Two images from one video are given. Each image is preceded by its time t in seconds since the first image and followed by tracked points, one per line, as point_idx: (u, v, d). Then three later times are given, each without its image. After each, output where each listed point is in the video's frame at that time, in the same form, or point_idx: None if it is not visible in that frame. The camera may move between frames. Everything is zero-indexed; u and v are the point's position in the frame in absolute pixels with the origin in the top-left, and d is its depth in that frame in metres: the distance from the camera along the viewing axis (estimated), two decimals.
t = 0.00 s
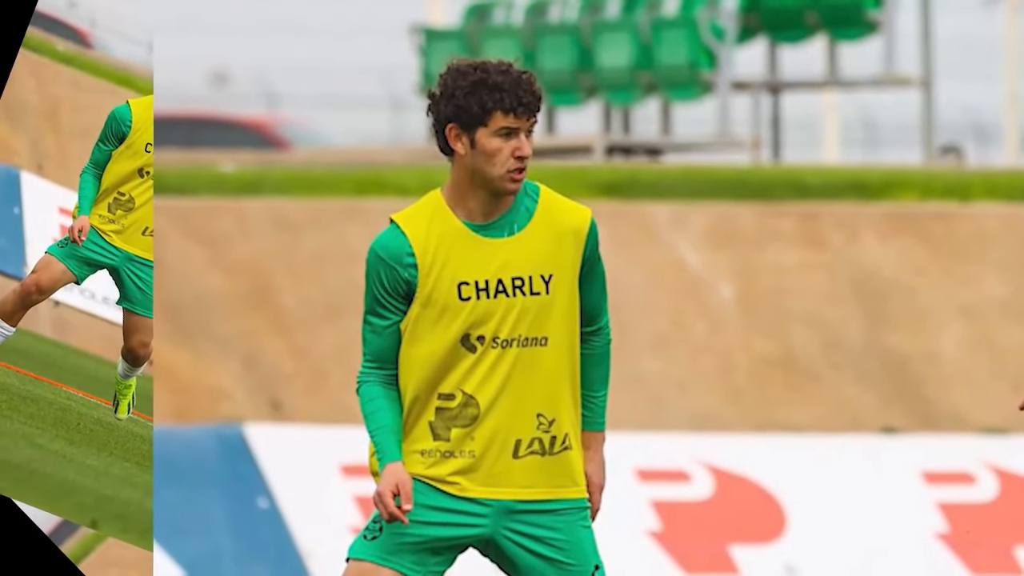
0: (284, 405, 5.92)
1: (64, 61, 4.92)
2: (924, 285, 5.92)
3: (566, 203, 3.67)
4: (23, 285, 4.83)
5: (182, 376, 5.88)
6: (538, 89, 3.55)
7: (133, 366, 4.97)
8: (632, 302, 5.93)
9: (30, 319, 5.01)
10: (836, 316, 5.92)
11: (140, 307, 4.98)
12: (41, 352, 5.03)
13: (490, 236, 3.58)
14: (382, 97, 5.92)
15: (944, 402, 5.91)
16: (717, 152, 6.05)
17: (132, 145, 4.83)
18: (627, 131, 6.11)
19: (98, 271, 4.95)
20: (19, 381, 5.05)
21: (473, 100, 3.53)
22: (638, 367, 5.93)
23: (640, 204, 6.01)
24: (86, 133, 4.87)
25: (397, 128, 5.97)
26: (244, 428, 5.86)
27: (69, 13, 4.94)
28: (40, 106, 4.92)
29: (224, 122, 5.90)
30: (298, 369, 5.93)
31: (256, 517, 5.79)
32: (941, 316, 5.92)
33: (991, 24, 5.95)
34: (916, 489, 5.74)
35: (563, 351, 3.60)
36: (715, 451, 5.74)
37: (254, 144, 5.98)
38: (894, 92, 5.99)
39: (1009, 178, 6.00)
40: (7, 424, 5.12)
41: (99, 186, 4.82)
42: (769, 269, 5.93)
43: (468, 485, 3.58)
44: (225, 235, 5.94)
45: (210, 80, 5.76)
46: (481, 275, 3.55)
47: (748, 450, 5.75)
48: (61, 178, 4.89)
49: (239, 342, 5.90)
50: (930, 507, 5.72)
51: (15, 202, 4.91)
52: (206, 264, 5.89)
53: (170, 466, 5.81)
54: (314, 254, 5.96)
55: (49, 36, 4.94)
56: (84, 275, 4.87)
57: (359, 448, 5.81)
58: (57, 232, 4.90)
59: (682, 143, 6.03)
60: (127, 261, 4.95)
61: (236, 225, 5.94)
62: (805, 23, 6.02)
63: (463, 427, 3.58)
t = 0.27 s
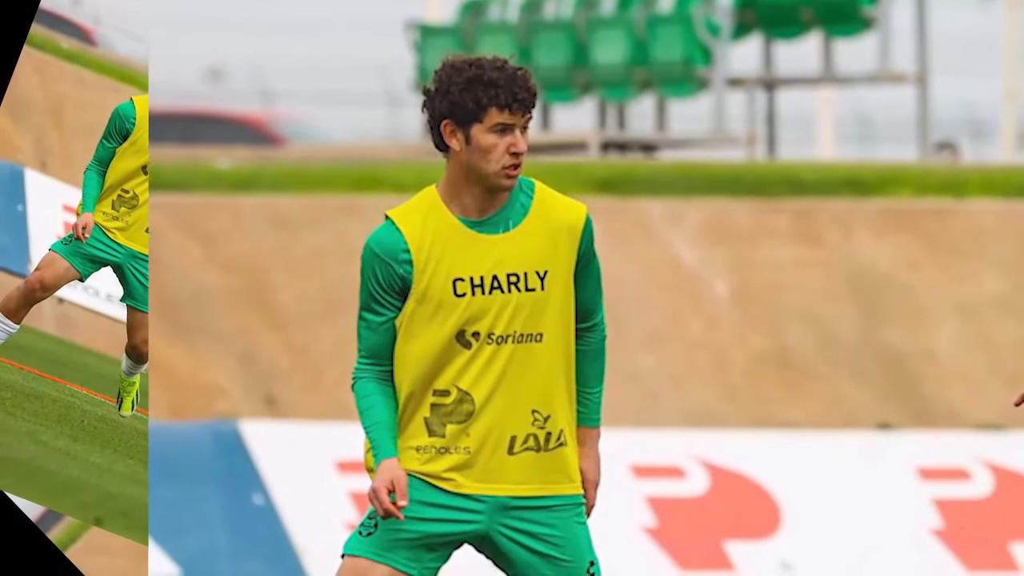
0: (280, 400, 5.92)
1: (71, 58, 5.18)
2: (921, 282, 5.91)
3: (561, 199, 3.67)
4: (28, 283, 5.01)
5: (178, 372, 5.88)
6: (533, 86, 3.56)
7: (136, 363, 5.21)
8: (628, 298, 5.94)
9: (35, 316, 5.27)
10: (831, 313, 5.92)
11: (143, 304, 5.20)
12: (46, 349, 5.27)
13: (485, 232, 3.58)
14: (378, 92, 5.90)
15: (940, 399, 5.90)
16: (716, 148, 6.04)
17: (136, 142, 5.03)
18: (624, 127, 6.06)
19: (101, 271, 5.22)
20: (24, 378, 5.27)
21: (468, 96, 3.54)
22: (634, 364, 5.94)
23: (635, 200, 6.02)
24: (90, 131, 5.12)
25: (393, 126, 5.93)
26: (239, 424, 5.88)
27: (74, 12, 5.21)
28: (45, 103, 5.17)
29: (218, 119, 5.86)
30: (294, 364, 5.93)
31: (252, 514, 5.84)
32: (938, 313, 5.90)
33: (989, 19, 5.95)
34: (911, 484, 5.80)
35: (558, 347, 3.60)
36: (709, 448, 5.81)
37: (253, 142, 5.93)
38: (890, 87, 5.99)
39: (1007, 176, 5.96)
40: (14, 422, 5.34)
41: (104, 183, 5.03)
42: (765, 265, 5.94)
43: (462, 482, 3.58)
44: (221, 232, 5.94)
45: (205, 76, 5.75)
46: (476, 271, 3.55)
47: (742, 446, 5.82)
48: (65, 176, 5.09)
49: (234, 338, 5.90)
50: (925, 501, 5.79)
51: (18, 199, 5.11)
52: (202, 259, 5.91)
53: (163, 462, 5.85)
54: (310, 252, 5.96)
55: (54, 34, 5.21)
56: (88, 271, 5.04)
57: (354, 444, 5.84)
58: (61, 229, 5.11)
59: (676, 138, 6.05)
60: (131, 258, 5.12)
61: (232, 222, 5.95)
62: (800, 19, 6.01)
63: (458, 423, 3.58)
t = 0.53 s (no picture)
0: (267, 403, 5.90)
1: (81, 50, 5.24)
2: (908, 282, 5.92)
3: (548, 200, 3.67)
4: (38, 276, 4.99)
5: (164, 372, 5.85)
6: (519, 87, 3.56)
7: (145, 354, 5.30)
8: (615, 299, 5.95)
9: (45, 309, 5.23)
10: (817, 313, 5.93)
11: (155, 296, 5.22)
12: (55, 343, 5.23)
13: (472, 234, 3.58)
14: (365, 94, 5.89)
15: (926, 399, 5.92)
16: (702, 150, 6.02)
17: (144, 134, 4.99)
18: (610, 128, 6.01)
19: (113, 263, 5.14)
20: (33, 370, 5.21)
21: (455, 97, 3.54)
22: (621, 366, 5.94)
23: (622, 201, 6.05)
24: (100, 124, 5.14)
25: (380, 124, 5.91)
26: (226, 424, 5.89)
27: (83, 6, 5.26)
28: (55, 97, 5.18)
29: (205, 121, 5.85)
30: (281, 365, 5.91)
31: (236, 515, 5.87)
32: (925, 313, 5.92)
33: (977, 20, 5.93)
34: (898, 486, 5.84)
35: (545, 349, 3.59)
36: (696, 449, 5.85)
37: (239, 144, 5.90)
38: (878, 89, 5.96)
39: (993, 176, 5.98)
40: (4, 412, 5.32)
41: (115, 177, 4.98)
42: (752, 266, 5.95)
43: (449, 483, 3.58)
44: (208, 234, 5.96)
45: (191, 78, 5.77)
46: (463, 272, 3.54)
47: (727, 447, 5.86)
48: (76, 169, 5.07)
49: (221, 339, 5.89)
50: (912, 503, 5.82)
51: (29, 192, 5.06)
52: (188, 260, 5.92)
53: (148, 460, 5.86)
54: (296, 252, 5.93)
55: (65, 27, 5.21)
56: (99, 265, 5.01)
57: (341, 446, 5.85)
58: (72, 221, 5.04)
59: (663, 139, 5.99)
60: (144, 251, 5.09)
61: (218, 223, 5.96)
62: (786, 20, 5.92)
63: (445, 425, 3.57)
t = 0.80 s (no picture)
0: (242, 408, 5.88)
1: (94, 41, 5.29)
2: (882, 287, 5.95)
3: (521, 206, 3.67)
4: (54, 267, 4.88)
5: (138, 376, 5.82)
6: (494, 92, 3.56)
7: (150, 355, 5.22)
8: (590, 304, 5.96)
9: (61, 299, 5.28)
10: (791, 318, 5.96)
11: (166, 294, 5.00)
12: (71, 333, 5.29)
13: (446, 239, 3.58)
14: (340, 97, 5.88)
15: (900, 403, 5.93)
16: (677, 154, 6.04)
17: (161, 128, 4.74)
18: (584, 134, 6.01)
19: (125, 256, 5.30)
20: (48, 361, 5.24)
21: (430, 102, 3.54)
22: (595, 370, 5.94)
23: (597, 206, 6.03)
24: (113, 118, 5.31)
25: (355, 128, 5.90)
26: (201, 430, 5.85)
27: None
28: (71, 88, 5.28)
29: (178, 125, 5.84)
30: (255, 370, 5.90)
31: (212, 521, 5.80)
32: (899, 317, 5.95)
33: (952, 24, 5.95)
34: (873, 491, 5.83)
35: (519, 353, 3.59)
36: (670, 453, 5.83)
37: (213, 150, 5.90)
38: (853, 94, 5.99)
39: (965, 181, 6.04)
40: (16, 400, 5.29)
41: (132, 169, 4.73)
42: (726, 271, 5.98)
43: (423, 488, 3.57)
44: (180, 238, 5.92)
45: (167, 81, 5.76)
46: (437, 277, 3.54)
47: (698, 449, 5.86)
48: (92, 159, 5.25)
49: (196, 344, 5.87)
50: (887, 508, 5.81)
51: (45, 182, 5.11)
52: (162, 265, 5.87)
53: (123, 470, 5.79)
54: (270, 257, 5.93)
55: (81, 17, 5.26)
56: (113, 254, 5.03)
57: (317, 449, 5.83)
58: (88, 211, 5.11)
59: (639, 144, 6.00)
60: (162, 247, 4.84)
61: (191, 228, 5.93)
62: (761, 25, 5.96)
63: (420, 430, 3.56)
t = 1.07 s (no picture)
0: (217, 413, 5.76)
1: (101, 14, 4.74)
2: (856, 292, 5.99)
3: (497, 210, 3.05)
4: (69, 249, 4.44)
5: (113, 382, 5.74)
6: (468, 99, 2.99)
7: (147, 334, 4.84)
8: (564, 308, 5.97)
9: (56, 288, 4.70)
10: (765, 323, 5.95)
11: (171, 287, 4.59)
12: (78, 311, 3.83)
13: (421, 245, 2.97)
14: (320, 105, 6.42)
15: (875, 409, 5.89)
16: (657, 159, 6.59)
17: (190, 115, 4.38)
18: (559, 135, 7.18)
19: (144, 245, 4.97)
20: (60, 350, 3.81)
21: (403, 110, 2.96)
22: (568, 374, 5.92)
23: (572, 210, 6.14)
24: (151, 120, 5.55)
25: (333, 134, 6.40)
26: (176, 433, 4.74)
27: None
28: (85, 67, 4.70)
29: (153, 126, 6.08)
30: (230, 375, 5.80)
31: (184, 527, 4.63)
32: (873, 322, 5.96)
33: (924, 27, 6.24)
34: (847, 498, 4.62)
35: (497, 361, 2.99)
36: (647, 454, 4.64)
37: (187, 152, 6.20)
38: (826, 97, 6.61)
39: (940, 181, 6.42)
40: None
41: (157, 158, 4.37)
42: (701, 277, 5.99)
43: (398, 497, 2.97)
44: (156, 244, 5.91)
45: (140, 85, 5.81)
46: (410, 281, 2.94)
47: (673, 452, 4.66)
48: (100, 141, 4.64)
49: (171, 349, 5.82)
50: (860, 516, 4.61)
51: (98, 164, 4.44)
52: (137, 269, 5.88)
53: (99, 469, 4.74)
54: (245, 260, 5.92)
55: None
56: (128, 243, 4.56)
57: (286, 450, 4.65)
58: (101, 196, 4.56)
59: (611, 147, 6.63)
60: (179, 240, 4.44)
61: (166, 233, 5.91)
62: (737, 30, 7.06)
63: (395, 434, 2.96)
